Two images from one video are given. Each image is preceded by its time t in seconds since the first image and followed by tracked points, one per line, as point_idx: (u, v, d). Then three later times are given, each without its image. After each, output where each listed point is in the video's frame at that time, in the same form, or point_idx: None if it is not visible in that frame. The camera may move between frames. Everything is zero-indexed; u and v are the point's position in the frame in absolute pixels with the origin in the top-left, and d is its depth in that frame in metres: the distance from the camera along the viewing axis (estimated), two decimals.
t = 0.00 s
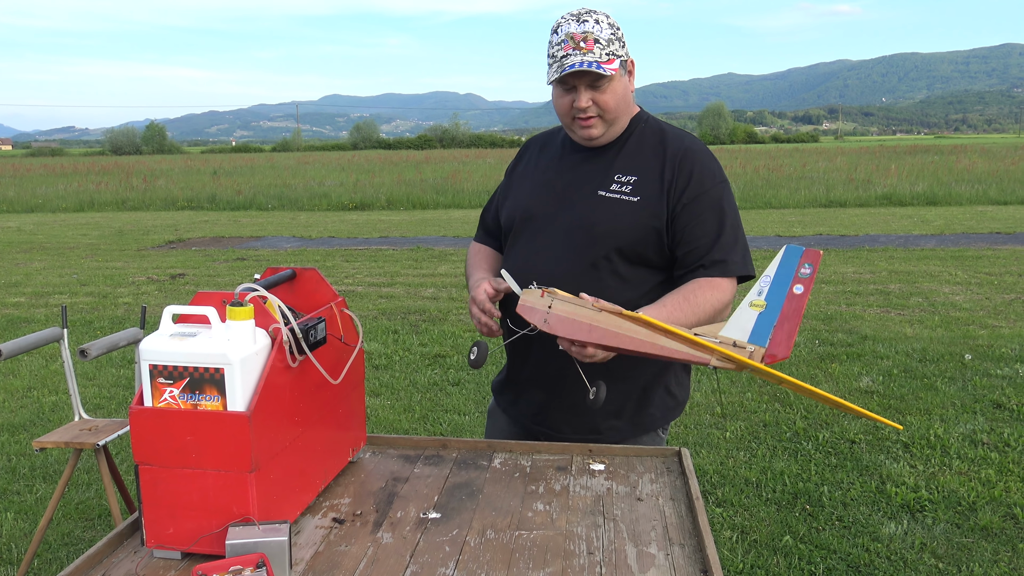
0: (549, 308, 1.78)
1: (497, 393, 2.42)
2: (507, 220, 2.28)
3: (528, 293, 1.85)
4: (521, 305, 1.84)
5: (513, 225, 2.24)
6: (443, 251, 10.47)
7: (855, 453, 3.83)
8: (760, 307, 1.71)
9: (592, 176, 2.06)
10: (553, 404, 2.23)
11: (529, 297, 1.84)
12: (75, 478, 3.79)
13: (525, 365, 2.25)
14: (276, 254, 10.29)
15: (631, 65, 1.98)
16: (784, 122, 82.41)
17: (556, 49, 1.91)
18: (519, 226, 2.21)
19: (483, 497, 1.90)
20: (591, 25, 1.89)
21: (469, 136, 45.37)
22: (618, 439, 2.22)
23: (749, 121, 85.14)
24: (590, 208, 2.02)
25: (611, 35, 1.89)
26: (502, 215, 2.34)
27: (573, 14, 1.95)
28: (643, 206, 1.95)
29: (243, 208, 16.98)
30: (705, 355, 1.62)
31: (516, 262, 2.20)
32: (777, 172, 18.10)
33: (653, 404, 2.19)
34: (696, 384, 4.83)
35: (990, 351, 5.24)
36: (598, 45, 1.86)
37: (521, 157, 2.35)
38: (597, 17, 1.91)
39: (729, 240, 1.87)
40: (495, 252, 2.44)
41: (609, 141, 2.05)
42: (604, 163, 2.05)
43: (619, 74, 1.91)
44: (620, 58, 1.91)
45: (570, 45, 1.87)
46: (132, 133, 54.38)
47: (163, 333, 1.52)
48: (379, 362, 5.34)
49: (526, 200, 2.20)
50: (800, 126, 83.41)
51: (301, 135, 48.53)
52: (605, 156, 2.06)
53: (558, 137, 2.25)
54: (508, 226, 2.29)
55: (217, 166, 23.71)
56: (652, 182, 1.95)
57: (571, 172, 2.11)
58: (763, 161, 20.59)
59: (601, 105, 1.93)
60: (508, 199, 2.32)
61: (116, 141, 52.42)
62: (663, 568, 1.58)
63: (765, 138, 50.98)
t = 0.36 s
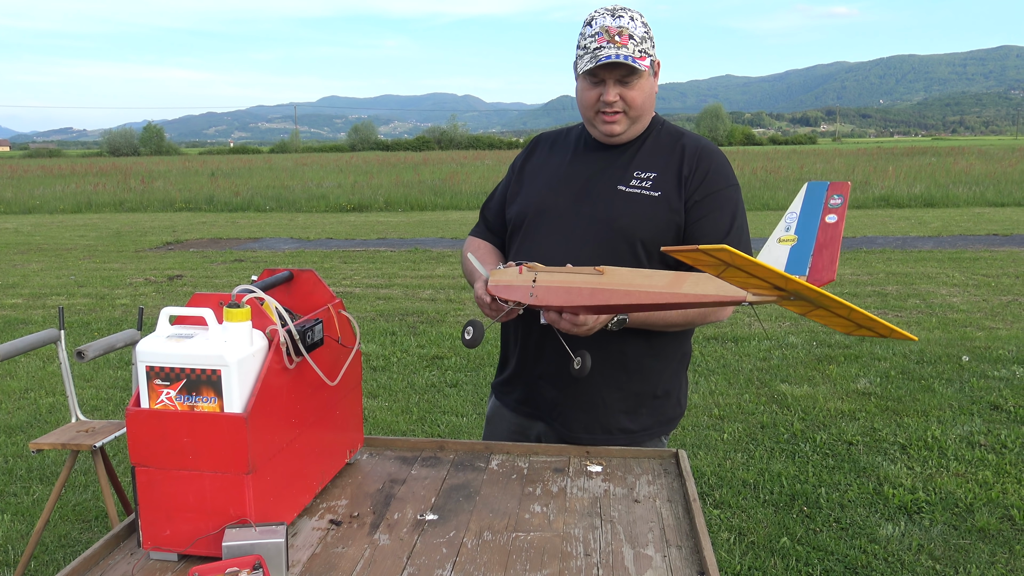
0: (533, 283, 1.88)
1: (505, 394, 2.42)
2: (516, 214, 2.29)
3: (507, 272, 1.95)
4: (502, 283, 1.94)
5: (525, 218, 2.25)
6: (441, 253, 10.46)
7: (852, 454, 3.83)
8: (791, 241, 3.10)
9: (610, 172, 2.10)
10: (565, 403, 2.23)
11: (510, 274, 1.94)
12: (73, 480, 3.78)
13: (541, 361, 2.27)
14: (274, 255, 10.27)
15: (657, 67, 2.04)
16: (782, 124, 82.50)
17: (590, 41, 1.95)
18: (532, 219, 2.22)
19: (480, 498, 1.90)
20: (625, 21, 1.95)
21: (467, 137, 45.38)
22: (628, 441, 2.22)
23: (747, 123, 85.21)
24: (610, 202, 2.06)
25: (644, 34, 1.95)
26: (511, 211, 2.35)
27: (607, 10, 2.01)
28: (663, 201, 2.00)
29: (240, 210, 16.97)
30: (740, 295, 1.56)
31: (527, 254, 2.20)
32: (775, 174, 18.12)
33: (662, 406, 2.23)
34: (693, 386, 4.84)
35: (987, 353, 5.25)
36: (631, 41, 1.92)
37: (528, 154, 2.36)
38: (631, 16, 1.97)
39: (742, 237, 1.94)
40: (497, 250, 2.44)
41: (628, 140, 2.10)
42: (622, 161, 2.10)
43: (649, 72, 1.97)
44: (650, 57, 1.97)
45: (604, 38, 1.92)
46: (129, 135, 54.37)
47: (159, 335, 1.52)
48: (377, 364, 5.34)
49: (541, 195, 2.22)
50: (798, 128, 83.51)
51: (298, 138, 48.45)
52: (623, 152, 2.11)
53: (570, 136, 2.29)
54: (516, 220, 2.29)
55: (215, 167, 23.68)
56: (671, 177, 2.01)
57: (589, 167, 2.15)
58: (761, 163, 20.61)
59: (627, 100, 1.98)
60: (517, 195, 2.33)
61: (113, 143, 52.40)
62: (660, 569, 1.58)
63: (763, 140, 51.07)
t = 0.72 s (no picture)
0: (530, 270, 1.96)
1: (514, 396, 2.41)
2: (523, 216, 2.29)
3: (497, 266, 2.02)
4: (495, 278, 2.04)
5: (533, 221, 2.25)
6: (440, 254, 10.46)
7: (850, 455, 3.83)
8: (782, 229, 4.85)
9: (619, 174, 2.11)
10: (579, 405, 2.23)
11: (499, 269, 2.02)
12: (71, 482, 3.78)
13: (553, 363, 2.27)
14: (273, 256, 10.27)
15: (666, 66, 2.03)
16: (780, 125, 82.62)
17: (601, 40, 1.94)
18: (540, 221, 2.22)
19: (478, 499, 1.90)
20: (637, 20, 1.94)
21: (466, 138, 45.41)
22: (639, 442, 2.22)
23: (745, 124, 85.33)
24: (620, 204, 2.07)
25: (655, 34, 1.95)
26: (519, 212, 2.35)
27: (617, 9, 2.00)
28: (673, 202, 2.01)
29: (239, 211, 16.96)
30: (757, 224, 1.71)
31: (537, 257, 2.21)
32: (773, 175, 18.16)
33: (672, 407, 2.23)
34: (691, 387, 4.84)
35: (985, 354, 5.26)
36: (644, 41, 1.91)
37: (534, 156, 2.36)
38: (641, 15, 1.96)
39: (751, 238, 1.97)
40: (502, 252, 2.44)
41: (636, 139, 2.10)
42: (630, 162, 2.11)
43: (660, 72, 1.97)
44: (661, 56, 1.96)
45: (617, 37, 1.90)
46: (127, 137, 54.38)
47: (157, 336, 1.51)
48: (376, 365, 5.34)
49: (548, 198, 2.22)
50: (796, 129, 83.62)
51: (296, 139, 48.42)
52: (631, 154, 2.11)
53: (575, 137, 2.29)
54: (523, 222, 2.29)
55: (213, 169, 23.67)
56: (679, 179, 2.02)
57: (596, 169, 2.16)
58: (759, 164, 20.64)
59: (638, 100, 1.98)
60: (523, 197, 2.34)
61: (111, 145, 52.40)
62: (659, 570, 1.58)
63: (762, 141, 51.12)
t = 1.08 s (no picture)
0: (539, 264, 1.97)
1: (526, 399, 2.38)
2: (521, 219, 2.27)
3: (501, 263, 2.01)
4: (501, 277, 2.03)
5: (533, 223, 2.23)
6: (439, 255, 10.45)
7: (850, 456, 3.84)
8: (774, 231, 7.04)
9: (617, 171, 2.13)
10: (596, 400, 2.20)
11: (502, 268, 2.01)
12: (70, 484, 3.77)
13: (565, 361, 2.25)
14: (271, 257, 10.27)
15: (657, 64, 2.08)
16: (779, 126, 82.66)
17: (602, 35, 1.95)
18: (541, 223, 2.21)
19: (478, 502, 1.90)
20: (633, 17, 1.97)
21: (464, 139, 45.43)
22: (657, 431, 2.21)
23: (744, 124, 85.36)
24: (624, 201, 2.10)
25: (650, 31, 1.99)
26: (515, 217, 2.32)
27: (611, 8, 2.02)
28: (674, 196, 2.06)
29: (238, 212, 16.94)
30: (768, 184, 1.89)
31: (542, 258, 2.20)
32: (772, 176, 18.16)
33: (683, 395, 2.25)
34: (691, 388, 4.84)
35: (985, 354, 5.26)
36: (643, 36, 1.94)
37: (522, 159, 2.34)
38: (635, 13, 2.00)
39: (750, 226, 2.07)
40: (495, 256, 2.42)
41: (628, 136, 2.13)
42: (626, 160, 2.14)
43: (656, 68, 2.00)
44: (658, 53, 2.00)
45: (619, 32, 1.92)
46: (126, 138, 54.39)
47: (157, 338, 1.51)
48: (375, 366, 5.33)
49: (546, 199, 2.21)
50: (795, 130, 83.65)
51: (295, 140, 48.38)
52: (625, 152, 2.14)
53: (561, 138, 2.30)
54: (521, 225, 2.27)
55: (212, 170, 23.66)
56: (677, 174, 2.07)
57: (593, 167, 2.17)
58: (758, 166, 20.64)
59: (637, 94, 2.00)
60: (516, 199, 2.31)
61: (110, 146, 52.40)
62: (658, 573, 1.58)
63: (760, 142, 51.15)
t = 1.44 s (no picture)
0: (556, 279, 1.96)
1: (534, 405, 2.36)
2: (516, 231, 2.26)
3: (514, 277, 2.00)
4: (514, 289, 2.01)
5: (529, 235, 2.23)
6: (436, 257, 10.45)
7: (846, 459, 3.84)
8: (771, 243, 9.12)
9: (607, 179, 2.14)
10: (609, 398, 2.20)
11: (519, 281, 1.99)
12: (65, 486, 3.76)
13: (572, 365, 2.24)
14: (268, 260, 10.25)
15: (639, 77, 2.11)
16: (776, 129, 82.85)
17: (589, 52, 1.96)
18: (537, 235, 2.21)
19: (473, 505, 1.90)
20: (615, 32, 1.99)
21: (461, 142, 45.43)
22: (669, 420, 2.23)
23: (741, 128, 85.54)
24: (616, 209, 2.11)
25: (632, 45, 2.02)
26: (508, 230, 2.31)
27: (593, 24, 2.04)
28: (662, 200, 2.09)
29: (235, 214, 16.92)
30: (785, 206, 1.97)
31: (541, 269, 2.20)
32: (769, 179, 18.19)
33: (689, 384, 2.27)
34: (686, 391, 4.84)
35: (980, 358, 5.27)
36: (628, 52, 1.97)
37: (511, 171, 2.33)
38: (616, 28, 2.02)
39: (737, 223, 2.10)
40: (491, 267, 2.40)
41: (615, 145, 2.15)
42: (614, 166, 2.15)
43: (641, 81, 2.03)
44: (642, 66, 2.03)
45: (605, 49, 1.95)
46: (123, 141, 54.33)
47: (152, 342, 1.51)
48: (371, 369, 5.33)
49: (540, 211, 2.21)
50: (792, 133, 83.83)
51: (292, 142, 48.33)
52: (613, 159, 2.16)
53: (548, 146, 2.29)
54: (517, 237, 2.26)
55: (209, 172, 23.61)
56: (665, 179, 2.10)
57: (582, 176, 2.18)
58: (755, 169, 20.67)
59: (625, 106, 2.01)
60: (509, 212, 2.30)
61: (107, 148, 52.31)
62: None
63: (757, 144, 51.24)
